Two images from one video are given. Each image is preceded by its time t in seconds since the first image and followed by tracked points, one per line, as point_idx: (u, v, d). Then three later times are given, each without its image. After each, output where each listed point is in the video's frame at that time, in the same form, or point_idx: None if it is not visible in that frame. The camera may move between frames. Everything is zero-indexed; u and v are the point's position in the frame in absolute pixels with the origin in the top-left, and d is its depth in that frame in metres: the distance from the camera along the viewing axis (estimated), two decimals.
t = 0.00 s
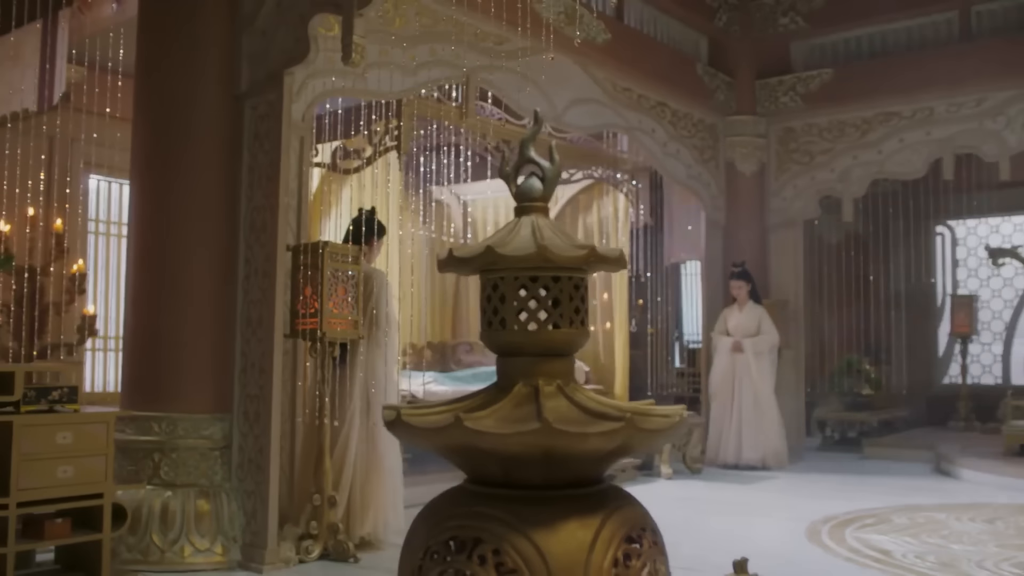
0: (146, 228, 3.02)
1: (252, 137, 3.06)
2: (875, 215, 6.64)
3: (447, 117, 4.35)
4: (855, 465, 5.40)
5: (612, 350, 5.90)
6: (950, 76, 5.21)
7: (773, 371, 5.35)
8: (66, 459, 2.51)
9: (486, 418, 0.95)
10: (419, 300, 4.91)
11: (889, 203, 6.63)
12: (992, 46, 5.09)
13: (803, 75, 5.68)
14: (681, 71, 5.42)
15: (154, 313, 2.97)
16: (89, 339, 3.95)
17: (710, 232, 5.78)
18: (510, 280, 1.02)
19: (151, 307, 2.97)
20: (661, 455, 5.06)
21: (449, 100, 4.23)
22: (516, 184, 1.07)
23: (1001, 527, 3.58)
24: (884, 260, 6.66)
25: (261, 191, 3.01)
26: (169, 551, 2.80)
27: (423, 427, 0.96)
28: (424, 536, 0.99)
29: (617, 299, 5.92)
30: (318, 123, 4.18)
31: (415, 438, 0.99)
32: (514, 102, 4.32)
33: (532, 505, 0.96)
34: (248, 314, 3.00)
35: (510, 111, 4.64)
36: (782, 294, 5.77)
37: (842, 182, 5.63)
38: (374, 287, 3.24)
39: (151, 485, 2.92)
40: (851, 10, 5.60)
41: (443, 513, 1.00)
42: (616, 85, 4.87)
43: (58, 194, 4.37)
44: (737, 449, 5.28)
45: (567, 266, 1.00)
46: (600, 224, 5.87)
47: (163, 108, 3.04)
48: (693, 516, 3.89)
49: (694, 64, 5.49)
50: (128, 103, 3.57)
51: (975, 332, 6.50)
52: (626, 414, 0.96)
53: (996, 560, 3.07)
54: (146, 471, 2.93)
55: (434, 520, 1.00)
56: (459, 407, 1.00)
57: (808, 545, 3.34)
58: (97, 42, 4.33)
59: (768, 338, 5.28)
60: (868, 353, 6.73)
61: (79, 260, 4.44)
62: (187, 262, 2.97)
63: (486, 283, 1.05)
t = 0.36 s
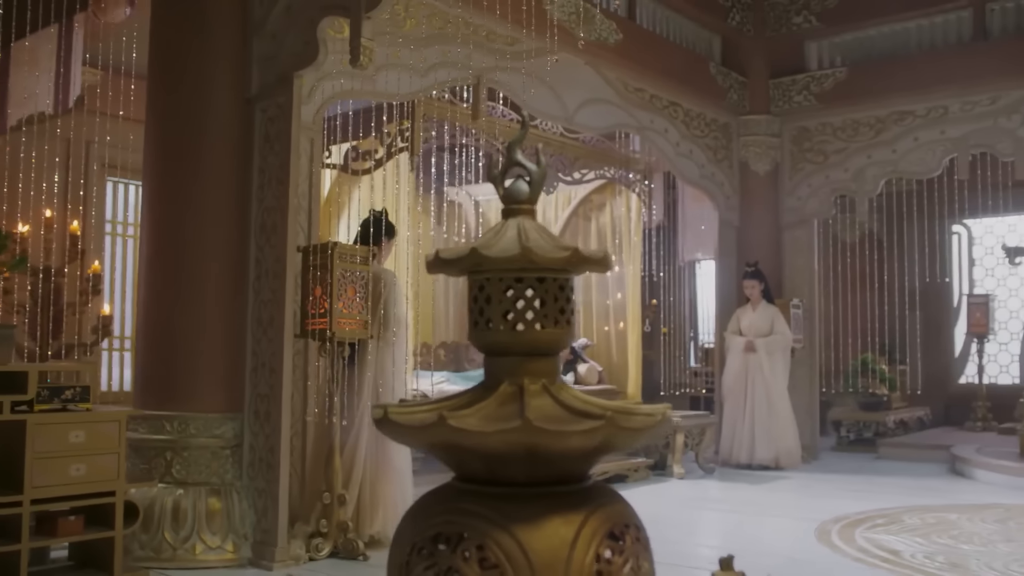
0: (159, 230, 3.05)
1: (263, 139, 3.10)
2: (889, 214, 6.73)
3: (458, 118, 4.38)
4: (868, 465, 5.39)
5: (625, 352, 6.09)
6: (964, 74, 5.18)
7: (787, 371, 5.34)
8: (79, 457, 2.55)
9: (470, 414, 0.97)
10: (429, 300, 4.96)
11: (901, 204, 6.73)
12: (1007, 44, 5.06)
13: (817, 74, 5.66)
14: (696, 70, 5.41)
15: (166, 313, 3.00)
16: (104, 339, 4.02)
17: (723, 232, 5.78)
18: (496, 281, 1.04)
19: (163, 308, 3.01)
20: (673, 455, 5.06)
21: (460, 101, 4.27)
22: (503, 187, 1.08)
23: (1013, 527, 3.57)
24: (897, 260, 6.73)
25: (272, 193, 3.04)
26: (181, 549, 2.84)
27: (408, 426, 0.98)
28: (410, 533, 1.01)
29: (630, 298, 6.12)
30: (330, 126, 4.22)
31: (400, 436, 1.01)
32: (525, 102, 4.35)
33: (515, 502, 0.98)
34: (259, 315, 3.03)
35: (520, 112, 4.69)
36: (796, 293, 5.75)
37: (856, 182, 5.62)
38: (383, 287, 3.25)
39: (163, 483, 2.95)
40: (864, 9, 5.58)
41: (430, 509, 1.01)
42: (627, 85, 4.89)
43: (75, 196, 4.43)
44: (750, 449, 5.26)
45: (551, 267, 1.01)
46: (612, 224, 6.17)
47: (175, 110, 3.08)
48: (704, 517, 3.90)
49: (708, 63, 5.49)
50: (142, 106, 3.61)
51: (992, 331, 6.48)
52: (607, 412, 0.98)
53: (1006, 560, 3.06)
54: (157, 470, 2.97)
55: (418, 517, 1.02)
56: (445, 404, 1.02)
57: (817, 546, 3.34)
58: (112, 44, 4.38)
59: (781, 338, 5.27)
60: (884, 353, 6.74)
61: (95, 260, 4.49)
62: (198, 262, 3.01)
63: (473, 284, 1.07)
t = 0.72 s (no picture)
0: (170, 232, 3.09)
1: (272, 142, 3.12)
2: (902, 213, 6.74)
3: (468, 118, 4.40)
4: (880, 465, 5.37)
5: (637, 351, 6.11)
6: (978, 73, 5.14)
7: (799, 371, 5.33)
8: (89, 456, 2.58)
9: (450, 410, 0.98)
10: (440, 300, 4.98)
11: (915, 202, 6.73)
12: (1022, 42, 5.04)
13: (829, 73, 5.62)
14: (708, 70, 5.40)
15: (178, 314, 3.04)
16: (118, 339, 4.09)
17: (735, 232, 5.78)
18: (481, 282, 1.06)
19: (175, 309, 3.05)
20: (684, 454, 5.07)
21: (470, 102, 4.29)
22: (490, 190, 1.10)
23: None
24: (911, 259, 6.72)
25: (281, 195, 3.07)
26: (192, 546, 2.88)
27: (393, 423, 1.00)
28: (398, 529, 1.03)
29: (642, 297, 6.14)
30: (341, 128, 4.26)
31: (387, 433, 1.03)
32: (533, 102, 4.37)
33: (499, 499, 1.00)
34: (269, 316, 3.06)
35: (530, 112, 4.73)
36: (809, 293, 5.74)
37: (868, 181, 5.62)
38: (391, 288, 3.30)
39: (174, 481, 3.00)
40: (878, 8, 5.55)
41: (417, 506, 1.03)
42: (638, 86, 4.89)
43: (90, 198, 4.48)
44: (762, 449, 5.26)
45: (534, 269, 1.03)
46: (624, 224, 6.17)
47: (186, 114, 3.12)
48: (713, 516, 3.91)
49: (720, 63, 5.47)
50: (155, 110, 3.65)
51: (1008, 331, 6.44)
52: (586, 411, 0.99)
53: (1015, 561, 3.05)
54: (168, 468, 3.01)
55: (405, 514, 1.04)
56: (429, 403, 1.03)
57: (824, 546, 3.34)
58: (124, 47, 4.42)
59: (793, 338, 5.27)
60: (898, 353, 6.74)
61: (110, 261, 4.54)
62: (209, 263, 3.04)
63: (460, 286, 1.09)
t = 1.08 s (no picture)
0: (180, 232, 3.13)
1: (280, 143, 3.14)
2: (915, 212, 6.72)
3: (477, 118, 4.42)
4: (892, 464, 5.36)
5: (648, 350, 6.13)
6: (990, 70, 5.11)
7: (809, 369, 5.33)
8: (99, 453, 2.62)
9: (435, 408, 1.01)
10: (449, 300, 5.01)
11: (928, 200, 6.70)
12: None
13: (841, 72, 5.60)
14: (720, 69, 5.39)
15: (188, 313, 3.08)
16: (133, 338, 4.17)
17: (746, 231, 5.78)
18: (467, 282, 1.08)
19: (185, 308, 3.09)
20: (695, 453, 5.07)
21: (480, 102, 4.32)
22: (475, 193, 1.12)
23: None
24: (924, 257, 6.71)
25: (288, 195, 3.08)
26: (201, 543, 2.92)
27: (377, 421, 1.02)
28: (383, 525, 1.05)
29: (653, 296, 6.16)
30: (351, 129, 4.29)
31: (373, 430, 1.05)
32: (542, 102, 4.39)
33: (481, 495, 1.02)
34: (277, 315, 3.08)
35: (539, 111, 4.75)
36: (821, 291, 5.74)
37: (880, 179, 5.63)
38: (398, 288, 3.34)
39: (184, 479, 3.04)
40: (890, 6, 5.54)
41: (404, 501, 1.06)
42: (649, 85, 4.90)
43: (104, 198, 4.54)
44: (772, 448, 5.25)
45: (517, 268, 1.05)
46: (635, 223, 6.25)
47: (197, 117, 3.15)
48: (721, 515, 3.92)
49: (731, 61, 5.46)
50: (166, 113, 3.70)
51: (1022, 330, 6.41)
52: (567, 408, 1.01)
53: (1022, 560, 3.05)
54: (178, 465, 3.05)
55: (392, 510, 1.06)
56: (415, 400, 1.06)
57: (831, 544, 3.34)
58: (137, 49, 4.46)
59: (804, 336, 5.26)
60: (912, 352, 6.72)
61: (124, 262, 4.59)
62: (218, 263, 3.08)
63: (445, 286, 1.10)
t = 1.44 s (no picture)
0: (187, 230, 3.17)
1: (286, 142, 3.18)
2: (925, 209, 6.71)
3: (483, 116, 4.44)
4: (899, 461, 5.35)
5: (656, 347, 6.15)
6: (999, 66, 5.10)
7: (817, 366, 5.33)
8: (107, 448, 2.66)
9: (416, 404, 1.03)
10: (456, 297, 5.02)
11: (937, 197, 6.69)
12: None
13: (849, 68, 5.60)
14: (728, 66, 5.38)
15: (195, 310, 3.11)
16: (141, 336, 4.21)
17: (754, 229, 5.78)
18: (449, 280, 1.09)
19: (191, 305, 3.12)
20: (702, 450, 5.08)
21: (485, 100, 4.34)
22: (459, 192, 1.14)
23: None
24: (934, 254, 6.69)
25: (294, 193, 3.12)
26: (208, 537, 2.95)
27: (361, 417, 1.04)
28: (368, 518, 1.07)
29: (661, 293, 6.17)
30: (358, 127, 4.32)
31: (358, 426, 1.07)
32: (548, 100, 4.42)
33: (462, 488, 1.03)
34: (283, 312, 3.11)
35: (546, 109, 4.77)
36: (829, 289, 5.73)
37: (889, 176, 5.62)
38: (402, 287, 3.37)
39: (190, 475, 3.07)
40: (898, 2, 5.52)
41: (388, 496, 1.07)
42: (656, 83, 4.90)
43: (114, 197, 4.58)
44: (780, 445, 5.26)
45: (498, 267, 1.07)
46: (643, 220, 6.26)
47: (203, 117, 3.19)
48: (727, 512, 3.93)
49: (739, 59, 5.45)
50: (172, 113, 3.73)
51: None
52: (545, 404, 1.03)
53: None
54: (185, 461, 3.08)
55: (376, 503, 1.07)
56: (398, 396, 1.08)
57: (835, 541, 3.34)
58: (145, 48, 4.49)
59: (812, 333, 5.26)
60: (922, 349, 6.71)
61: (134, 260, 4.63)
62: (224, 261, 3.11)
63: (429, 284, 1.12)
